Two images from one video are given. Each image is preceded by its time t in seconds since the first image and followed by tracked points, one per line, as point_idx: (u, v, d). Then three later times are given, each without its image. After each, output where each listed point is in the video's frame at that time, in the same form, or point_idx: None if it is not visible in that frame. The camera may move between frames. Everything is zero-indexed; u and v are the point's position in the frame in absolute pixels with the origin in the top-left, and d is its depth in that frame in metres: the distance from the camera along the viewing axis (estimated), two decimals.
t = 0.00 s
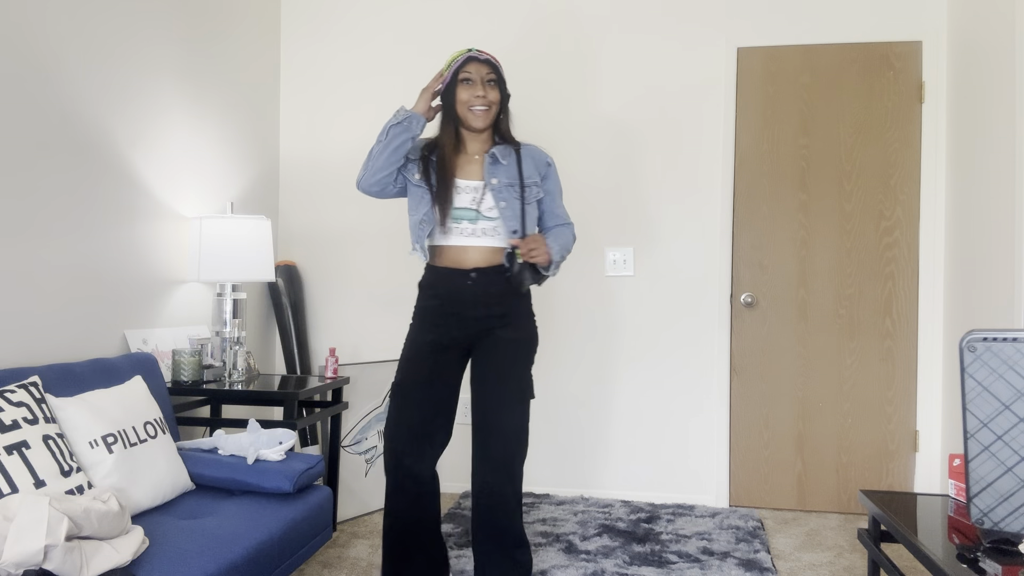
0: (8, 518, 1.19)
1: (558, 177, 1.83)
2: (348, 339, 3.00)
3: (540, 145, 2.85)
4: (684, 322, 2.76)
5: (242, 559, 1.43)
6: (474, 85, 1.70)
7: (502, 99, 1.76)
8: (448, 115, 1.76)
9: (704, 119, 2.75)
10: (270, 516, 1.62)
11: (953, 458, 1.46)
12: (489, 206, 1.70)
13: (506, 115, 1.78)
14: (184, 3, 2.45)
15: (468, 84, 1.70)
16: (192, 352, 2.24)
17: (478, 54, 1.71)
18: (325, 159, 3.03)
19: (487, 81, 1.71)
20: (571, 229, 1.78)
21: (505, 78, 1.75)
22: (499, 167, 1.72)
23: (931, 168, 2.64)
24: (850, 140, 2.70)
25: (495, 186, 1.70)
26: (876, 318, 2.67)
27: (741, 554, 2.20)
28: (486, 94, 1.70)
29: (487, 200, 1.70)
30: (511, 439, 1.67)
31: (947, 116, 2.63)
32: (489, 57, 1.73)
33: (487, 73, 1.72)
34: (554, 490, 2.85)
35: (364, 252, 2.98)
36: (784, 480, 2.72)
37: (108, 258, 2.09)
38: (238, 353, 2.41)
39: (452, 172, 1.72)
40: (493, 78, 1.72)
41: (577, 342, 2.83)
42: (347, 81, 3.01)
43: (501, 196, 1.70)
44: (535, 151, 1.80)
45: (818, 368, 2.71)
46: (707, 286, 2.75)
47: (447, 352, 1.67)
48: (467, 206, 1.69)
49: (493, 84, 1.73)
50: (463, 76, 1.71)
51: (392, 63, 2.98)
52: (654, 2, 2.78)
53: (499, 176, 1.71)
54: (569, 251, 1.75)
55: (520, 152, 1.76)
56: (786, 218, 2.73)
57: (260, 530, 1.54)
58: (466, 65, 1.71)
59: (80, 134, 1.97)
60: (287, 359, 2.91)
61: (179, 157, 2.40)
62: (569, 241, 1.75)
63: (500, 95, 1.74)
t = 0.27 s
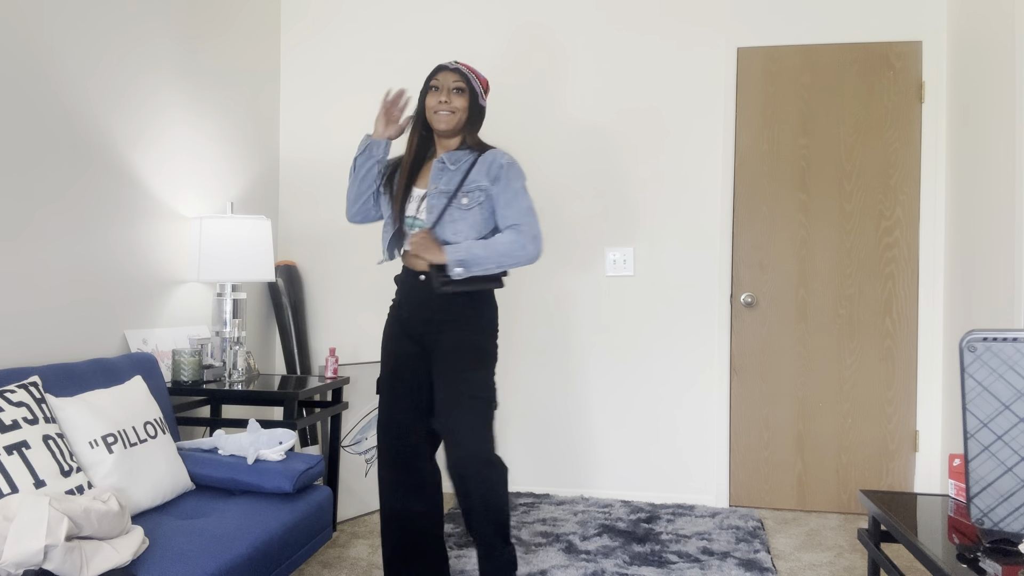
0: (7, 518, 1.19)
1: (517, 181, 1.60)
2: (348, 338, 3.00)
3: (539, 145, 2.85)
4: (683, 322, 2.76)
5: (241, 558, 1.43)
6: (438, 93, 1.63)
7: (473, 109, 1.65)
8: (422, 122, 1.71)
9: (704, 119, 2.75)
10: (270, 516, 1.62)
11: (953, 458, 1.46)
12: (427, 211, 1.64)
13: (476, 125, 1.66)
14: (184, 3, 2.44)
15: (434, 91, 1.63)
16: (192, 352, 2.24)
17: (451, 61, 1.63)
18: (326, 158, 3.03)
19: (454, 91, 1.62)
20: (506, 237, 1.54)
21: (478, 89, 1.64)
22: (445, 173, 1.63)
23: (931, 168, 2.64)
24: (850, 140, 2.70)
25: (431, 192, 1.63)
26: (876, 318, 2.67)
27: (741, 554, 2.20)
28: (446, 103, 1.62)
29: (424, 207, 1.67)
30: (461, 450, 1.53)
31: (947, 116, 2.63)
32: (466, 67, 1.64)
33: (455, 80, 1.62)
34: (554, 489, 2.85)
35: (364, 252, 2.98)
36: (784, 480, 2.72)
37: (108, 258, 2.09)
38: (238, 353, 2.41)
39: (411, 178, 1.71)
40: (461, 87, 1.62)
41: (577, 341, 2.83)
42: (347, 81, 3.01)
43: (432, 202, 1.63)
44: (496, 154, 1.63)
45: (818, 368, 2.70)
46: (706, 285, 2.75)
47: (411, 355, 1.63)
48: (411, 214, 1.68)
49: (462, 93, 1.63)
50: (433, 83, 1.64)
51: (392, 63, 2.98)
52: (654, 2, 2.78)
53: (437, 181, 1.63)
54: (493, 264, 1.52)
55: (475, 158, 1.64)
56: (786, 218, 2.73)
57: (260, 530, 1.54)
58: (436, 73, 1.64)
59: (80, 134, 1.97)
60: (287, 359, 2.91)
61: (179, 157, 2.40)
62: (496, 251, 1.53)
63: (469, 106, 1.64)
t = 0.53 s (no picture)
0: (7, 518, 1.19)
1: (454, 165, 1.58)
2: (348, 339, 3.00)
3: (540, 145, 2.85)
4: (684, 322, 2.76)
5: (241, 558, 1.43)
6: (433, 84, 1.69)
7: (466, 102, 1.72)
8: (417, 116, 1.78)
9: (704, 119, 2.75)
10: (270, 516, 1.62)
11: (953, 458, 1.46)
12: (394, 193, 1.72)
13: (466, 117, 1.73)
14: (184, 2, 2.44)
15: (429, 83, 1.70)
16: (192, 352, 2.24)
17: (449, 55, 1.70)
18: (326, 158, 3.03)
19: (449, 82, 1.69)
20: (424, 219, 1.57)
21: (473, 82, 1.71)
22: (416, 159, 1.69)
23: (932, 168, 2.64)
24: (851, 140, 2.70)
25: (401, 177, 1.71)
26: (876, 318, 2.67)
27: (741, 554, 2.20)
28: (440, 95, 1.68)
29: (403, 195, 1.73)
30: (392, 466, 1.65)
31: (947, 117, 2.63)
32: (463, 60, 1.70)
33: (451, 74, 1.69)
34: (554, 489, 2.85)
35: (365, 252, 2.98)
36: (784, 480, 2.72)
37: (108, 258, 2.08)
38: (238, 353, 2.41)
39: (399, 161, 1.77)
40: (456, 80, 1.69)
41: (577, 341, 2.83)
42: (347, 81, 3.01)
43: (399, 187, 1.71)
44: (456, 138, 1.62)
45: (818, 368, 2.70)
46: (706, 286, 2.75)
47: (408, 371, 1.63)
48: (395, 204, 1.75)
49: (456, 86, 1.70)
50: (429, 75, 1.71)
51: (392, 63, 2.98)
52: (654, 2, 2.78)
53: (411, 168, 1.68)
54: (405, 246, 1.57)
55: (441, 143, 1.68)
56: (786, 218, 2.73)
57: (260, 530, 1.54)
58: (433, 66, 1.71)
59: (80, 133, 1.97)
60: (287, 359, 2.91)
61: (179, 156, 2.40)
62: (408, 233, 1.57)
63: (463, 98, 1.71)
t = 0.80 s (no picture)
0: (7, 518, 1.19)
1: (412, 172, 1.54)
2: (348, 339, 3.00)
3: (540, 145, 2.86)
4: (683, 322, 2.76)
5: (241, 559, 1.43)
6: (425, 88, 1.69)
7: (458, 105, 1.68)
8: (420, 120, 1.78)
9: (704, 119, 2.75)
10: (270, 516, 1.62)
11: (953, 458, 1.46)
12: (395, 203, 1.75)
13: (460, 120, 1.69)
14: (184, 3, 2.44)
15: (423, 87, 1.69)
16: (192, 352, 2.24)
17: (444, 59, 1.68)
18: (326, 157, 3.03)
19: (440, 86, 1.67)
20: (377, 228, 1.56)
21: (466, 85, 1.67)
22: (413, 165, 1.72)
23: (931, 168, 2.64)
24: (850, 140, 2.70)
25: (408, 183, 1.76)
26: (876, 318, 2.67)
27: (741, 554, 2.20)
28: (430, 99, 1.66)
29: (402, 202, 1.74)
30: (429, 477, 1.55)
31: (946, 117, 2.63)
32: (457, 63, 1.68)
33: (443, 77, 1.67)
34: (554, 489, 2.85)
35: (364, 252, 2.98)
36: (784, 480, 2.72)
37: (107, 259, 2.09)
38: (238, 353, 2.41)
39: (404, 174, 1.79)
40: (446, 83, 1.67)
41: (576, 341, 2.83)
42: (347, 80, 3.01)
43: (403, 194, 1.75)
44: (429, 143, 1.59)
45: (818, 368, 2.70)
46: (706, 285, 2.75)
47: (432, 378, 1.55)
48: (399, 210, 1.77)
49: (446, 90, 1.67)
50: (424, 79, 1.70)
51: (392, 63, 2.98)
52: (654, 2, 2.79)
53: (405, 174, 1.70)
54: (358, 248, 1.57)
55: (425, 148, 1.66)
56: (786, 218, 2.73)
57: (260, 530, 1.54)
58: (429, 70, 1.70)
59: (80, 133, 1.97)
60: (286, 359, 2.91)
61: (179, 156, 2.40)
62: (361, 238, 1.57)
63: (455, 102, 1.67)
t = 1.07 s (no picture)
0: (7, 518, 1.19)
1: (420, 168, 1.58)
2: (348, 339, 3.00)
3: (540, 145, 2.86)
4: (683, 322, 2.76)
5: (241, 559, 1.43)
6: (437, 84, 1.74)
7: (462, 96, 1.68)
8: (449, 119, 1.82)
9: (704, 119, 2.75)
10: (270, 516, 1.62)
11: (953, 458, 1.46)
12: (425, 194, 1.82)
13: (465, 111, 1.67)
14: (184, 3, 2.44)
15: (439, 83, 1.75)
16: (192, 352, 2.24)
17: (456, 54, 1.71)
18: (326, 157, 3.03)
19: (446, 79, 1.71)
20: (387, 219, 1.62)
21: (468, 75, 1.66)
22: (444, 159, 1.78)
23: (931, 168, 2.64)
24: (850, 140, 2.70)
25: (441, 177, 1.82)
26: (876, 318, 2.67)
27: (741, 554, 2.20)
28: (438, 94, 1.72)
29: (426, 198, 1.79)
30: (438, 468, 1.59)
31: (946, 117, 2.63)
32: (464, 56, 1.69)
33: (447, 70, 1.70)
34: (554, 489, 2.86)
35: (364, 252, 2.98)
36: (784, 480, 2.72)
37: (108, 259, 2.09)
38: (238, 353, 2.41)
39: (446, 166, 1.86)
40: (450, 77, 1.69)
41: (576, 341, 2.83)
42: (347, 80, 3.01)
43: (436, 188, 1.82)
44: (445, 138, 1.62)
45: (818, 368, 2.70)
46: (706, 286, 2.75)
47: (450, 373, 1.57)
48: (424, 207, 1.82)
49: (451, 83, 1.70)
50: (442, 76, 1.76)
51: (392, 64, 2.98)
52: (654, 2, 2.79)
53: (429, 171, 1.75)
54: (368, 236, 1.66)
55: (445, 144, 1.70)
56: (786, 218, 2.73)
57: (260, 530, 1.54)
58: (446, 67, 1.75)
59: (80, 133, 1.97)
60: (286, 359, 2.91)
61: (179, 156, 2.40)
62: (372, 226, 1.64)
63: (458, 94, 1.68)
